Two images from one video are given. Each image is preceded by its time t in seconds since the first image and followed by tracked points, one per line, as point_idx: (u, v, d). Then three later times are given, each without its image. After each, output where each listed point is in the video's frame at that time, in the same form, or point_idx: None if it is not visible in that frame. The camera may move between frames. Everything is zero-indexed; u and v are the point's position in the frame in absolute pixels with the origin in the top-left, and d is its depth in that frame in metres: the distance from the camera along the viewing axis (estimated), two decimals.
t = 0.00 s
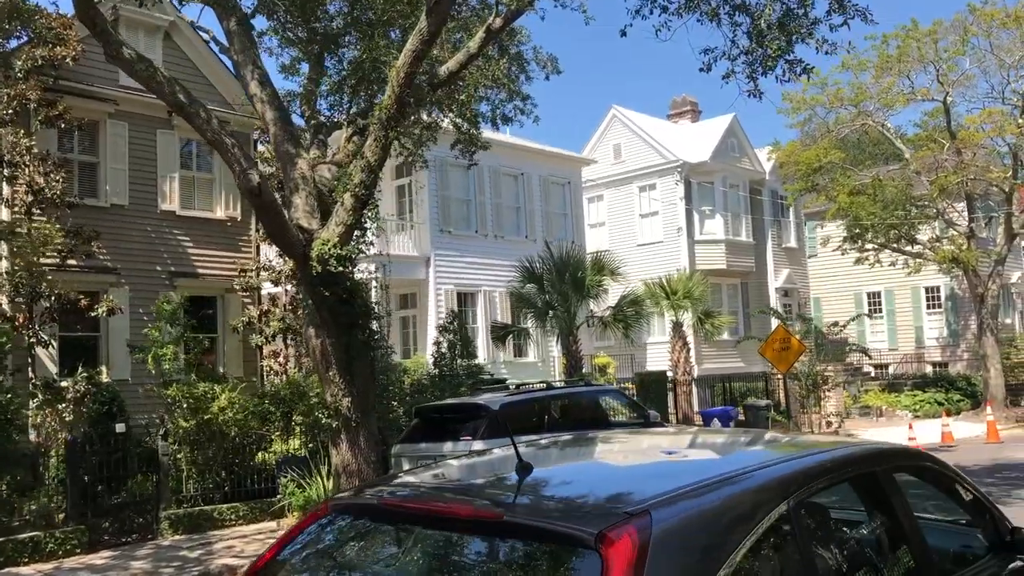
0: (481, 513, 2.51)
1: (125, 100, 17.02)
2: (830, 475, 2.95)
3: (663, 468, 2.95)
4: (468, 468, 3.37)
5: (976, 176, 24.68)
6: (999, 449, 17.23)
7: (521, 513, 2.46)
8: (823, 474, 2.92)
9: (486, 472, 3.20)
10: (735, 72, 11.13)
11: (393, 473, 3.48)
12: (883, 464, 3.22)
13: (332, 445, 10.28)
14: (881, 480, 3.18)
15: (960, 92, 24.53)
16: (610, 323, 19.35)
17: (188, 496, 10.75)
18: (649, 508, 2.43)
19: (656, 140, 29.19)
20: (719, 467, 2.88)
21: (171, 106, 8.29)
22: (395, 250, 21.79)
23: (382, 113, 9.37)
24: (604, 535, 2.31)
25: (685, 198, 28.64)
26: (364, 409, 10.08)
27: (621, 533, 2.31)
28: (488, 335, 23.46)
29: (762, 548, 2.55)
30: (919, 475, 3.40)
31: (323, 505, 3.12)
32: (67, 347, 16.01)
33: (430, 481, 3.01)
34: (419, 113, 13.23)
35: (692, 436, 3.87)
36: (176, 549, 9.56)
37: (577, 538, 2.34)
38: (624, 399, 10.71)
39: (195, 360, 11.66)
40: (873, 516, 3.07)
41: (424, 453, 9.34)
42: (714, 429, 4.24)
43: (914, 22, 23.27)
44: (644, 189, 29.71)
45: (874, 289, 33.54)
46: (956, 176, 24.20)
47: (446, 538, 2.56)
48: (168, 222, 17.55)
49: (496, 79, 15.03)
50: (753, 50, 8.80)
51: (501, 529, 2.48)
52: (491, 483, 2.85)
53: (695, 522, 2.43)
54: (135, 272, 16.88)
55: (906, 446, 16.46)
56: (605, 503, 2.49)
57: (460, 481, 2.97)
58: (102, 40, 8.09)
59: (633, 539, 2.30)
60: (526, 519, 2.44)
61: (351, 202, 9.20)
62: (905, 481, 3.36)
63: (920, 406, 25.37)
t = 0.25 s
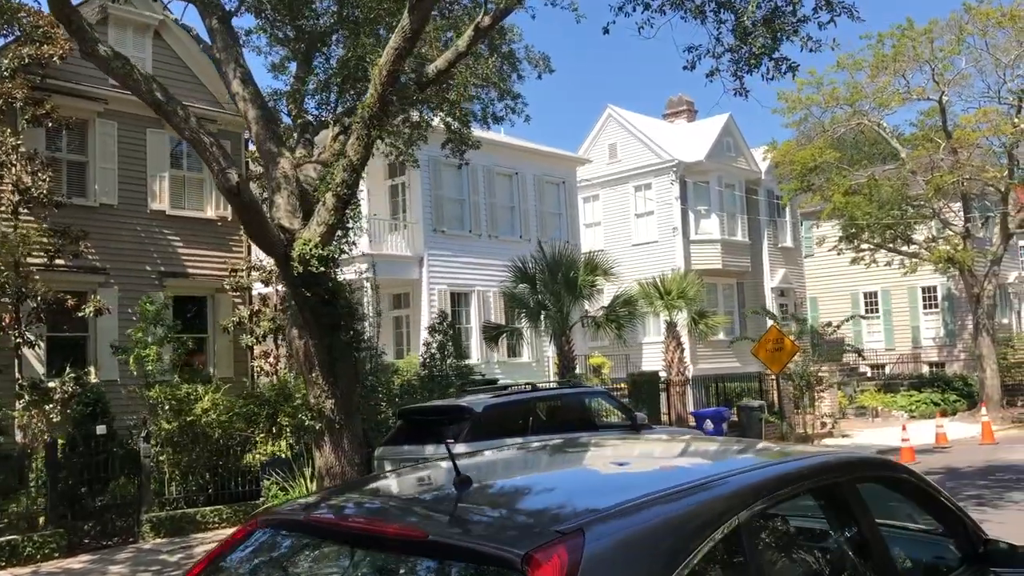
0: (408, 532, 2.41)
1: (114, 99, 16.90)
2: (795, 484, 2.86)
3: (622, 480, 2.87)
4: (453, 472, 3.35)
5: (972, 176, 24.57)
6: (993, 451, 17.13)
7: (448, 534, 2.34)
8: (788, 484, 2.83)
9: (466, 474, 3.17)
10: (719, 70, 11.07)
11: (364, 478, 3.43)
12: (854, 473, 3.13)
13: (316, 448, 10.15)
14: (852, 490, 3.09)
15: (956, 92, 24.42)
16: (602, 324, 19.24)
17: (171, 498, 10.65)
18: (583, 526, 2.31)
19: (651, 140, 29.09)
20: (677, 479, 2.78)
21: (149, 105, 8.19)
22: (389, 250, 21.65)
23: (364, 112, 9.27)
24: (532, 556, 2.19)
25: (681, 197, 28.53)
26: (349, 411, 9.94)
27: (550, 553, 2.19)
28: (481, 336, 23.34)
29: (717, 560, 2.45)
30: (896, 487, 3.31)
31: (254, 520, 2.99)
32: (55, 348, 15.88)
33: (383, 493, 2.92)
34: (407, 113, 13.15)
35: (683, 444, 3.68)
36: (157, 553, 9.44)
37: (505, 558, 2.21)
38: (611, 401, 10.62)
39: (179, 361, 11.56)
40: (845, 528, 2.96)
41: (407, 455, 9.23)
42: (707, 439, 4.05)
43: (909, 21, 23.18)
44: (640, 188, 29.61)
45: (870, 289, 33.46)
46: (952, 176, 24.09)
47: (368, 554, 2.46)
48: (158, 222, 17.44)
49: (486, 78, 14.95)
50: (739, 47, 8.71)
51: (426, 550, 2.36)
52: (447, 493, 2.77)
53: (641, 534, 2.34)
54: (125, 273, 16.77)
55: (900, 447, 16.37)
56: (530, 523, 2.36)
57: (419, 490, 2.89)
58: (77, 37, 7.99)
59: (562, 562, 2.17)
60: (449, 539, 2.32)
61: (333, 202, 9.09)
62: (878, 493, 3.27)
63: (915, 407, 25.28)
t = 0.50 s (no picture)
0: (307, 540, 2.24)
1: (98, 96, 16.75)
2: (747, 483, 2.79)
3: (570, 478, 2.79)
4: (439, 470, 3.34)
5: (966, 174, 24.42)
6: (985, 451, 17.00)
7: (346, 540, 2.19)
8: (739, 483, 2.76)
9: (445, 476, 3.13)
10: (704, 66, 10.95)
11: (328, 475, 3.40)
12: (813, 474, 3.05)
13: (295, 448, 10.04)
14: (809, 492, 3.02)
15: (950, 90, 24.30)
16: (593, 323, 19.12)
17: (150, 499, 10.54)
18: (492, 535, 2.16)
19: (645, 138, 28.97)
20: (625, 477, 2.71)
21: (120, 100, 8.09)
22: (379, 249, 21.52)
23: (342, 107, 9.16)
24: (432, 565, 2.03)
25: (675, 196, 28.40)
26: (328, 410, 9.79)
27: (451, 561, 2.04)
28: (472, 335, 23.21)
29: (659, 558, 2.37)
30: (858, 492, 3.23)
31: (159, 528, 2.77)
32: (40, 347, 15.76)
33: (342, 494, 2.87)
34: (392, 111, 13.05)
35: (673, 443, 3.48)
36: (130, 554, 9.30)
37: (400, 567, 2.05)
38: (595, 401, 10.51)
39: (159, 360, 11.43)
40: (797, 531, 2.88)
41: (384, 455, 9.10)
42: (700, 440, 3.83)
43: (903, 18, 23.06)
44: (634, 187, 29.48)
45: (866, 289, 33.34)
46: (945, 174, 23.97)
47: (263, 560, 2.30)
48: (144, 220, 17.31)
49: (472, 76, 14.84)
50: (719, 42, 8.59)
51: (320, 558, 2.20)
52: (402, 496, 2.72)
53: (578, 530, 2.26)
54: (111, 271, 16.66)
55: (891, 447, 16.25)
56: (441, 528, 2.22)
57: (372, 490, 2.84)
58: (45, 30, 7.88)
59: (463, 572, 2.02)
60: (345, 544, 2.18)
61: (310, 198, 8.96)
62: (837, 499, 3.18)
63: (908, 406, 25.15)
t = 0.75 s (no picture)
0: (213, 555, 2.10)
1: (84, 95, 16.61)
2: (721, 487, 2.74)
3: (539, 480, 2.73)
4: (427, 470, 3.29)
5: (962, 174, 24.32)
6: (979, 451, 16.90)
7: (253, 557, 2.05)
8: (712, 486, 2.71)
9: (431, 477, 3.09)
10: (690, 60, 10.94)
11: (302, 477, 3.36)
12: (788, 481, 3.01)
13: (277, 451, 9.96)
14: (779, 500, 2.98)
15: (946, 89, 24.16)
16: (585, 323, 18.99)
17: (131, 501, 10.44)
18: (407, 551, 2.03)
19: (640, 137, 28.84)
20: (595, 478, 2.66)
21: (94, 96, 7.93)
22: (370, 248, 21.39)
23: (321, 104, 9.03)
24: None
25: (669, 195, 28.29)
26: (310, 412, 9.67)
27: None
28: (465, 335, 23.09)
29: (618, 566, 2.29)
30: (833, 503, 3.19)
31: (78, 535, 2.65)
32: (26, 347, 15.64)
33: (318, 500, 2.80)
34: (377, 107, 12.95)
35: (664, 450, 3.33)
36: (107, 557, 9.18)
37: None
38: (581, 401, 10.39)
39: (140, 360, 11.32)
40: (773, 540, 2.81)
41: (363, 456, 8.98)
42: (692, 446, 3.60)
43: (898, 17, 22.96)
44: (629, 186, 29.37)
45: (862, 288, 33.25)
46: (940, 174, 23.86)
47: None
48: (132, 219, 17.18)
49: (460, 73, 14.70)
50: (702, 38, 8.50)
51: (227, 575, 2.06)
52: (376, 503, 2.66)
53: (547, 528, 2.21)
54: (99, 270, 16.53)
55: (884, 448, 16.13)
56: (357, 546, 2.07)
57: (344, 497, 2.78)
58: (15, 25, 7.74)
59: None
60: (258, 560, 2.04)
61: (289, 197, 8.84)
62: (811, 510, 3.14)
63: (903, 408, 25.09)
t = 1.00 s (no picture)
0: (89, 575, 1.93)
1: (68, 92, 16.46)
2: (685, 489, 2.70)
3: (497, 478, 2.70)
4: (410, 469, 3.15)
5: (954, 173, 24.22)
6: (969, 452, 16.79)
7: None
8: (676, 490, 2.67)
9: (416, 476, 2.98)
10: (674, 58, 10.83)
11: (277, 477, 3.22)
12: (756, 489, 2.96)
13: (254, 452, 9.76)
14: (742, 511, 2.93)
15: (938, 88, 24.07)
16: (573, 322, 18.87)
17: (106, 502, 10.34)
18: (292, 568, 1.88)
19: (632, 136, 28.73)
20: (553, 478, 2.60)
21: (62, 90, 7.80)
22: (358, 247, 21.23)
23: (297, 100, 8.92)
24: None
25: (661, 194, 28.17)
26: (287, 412, 9.54)
27: None
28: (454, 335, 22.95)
29: None
30: (797, 515, 3.11)
31: None
32: (7, 346, 15.47)
33: (292, 500, 2.65)
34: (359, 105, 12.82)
35: (644, 456, 3.14)
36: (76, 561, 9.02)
37: None
38: (561, 402, 10.26)
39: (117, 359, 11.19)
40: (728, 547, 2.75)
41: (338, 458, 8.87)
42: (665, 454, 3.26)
43: (890, 15, 22.88)
44: (621, 185, 29.25)
45: (856, 288, 33.16)
46: (931, 173, 23.77)
47: None
48: (117, 217, 17.02)
49: (445, 71, 14.55)
50: (682, 33, 8.40)
51: None
52: (354, 503, 2.53)
53: (504, 526, 2.16)
54: (82, 269, 16.37)
55: (873, 448, 16.02)
56: (251, 564, 1.91)
57: (320, 496, 2.65)
58: None
59: None
60: None
61: (264, 194, 8.73)
62: (775, 524, 3.09)
63: (894, 408, 24.98)
